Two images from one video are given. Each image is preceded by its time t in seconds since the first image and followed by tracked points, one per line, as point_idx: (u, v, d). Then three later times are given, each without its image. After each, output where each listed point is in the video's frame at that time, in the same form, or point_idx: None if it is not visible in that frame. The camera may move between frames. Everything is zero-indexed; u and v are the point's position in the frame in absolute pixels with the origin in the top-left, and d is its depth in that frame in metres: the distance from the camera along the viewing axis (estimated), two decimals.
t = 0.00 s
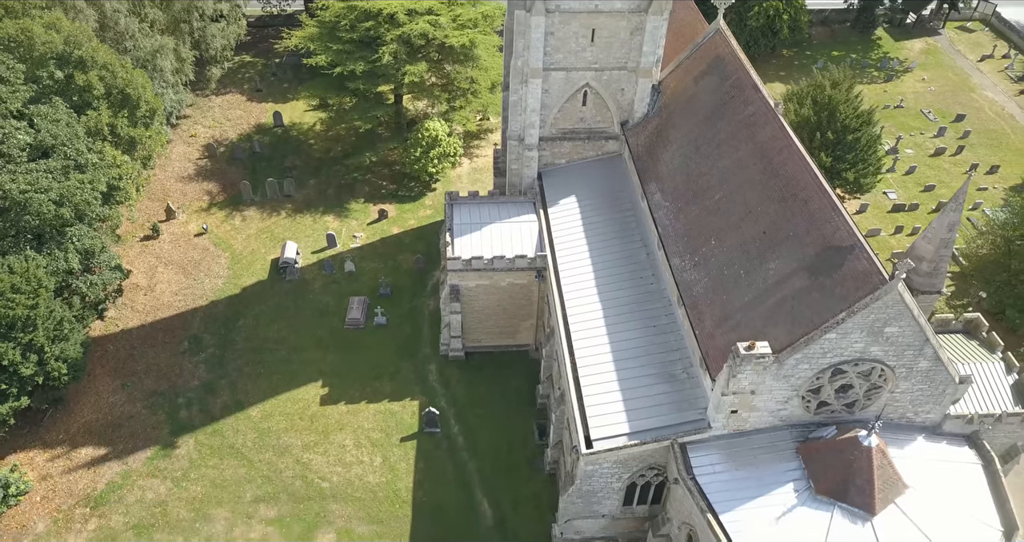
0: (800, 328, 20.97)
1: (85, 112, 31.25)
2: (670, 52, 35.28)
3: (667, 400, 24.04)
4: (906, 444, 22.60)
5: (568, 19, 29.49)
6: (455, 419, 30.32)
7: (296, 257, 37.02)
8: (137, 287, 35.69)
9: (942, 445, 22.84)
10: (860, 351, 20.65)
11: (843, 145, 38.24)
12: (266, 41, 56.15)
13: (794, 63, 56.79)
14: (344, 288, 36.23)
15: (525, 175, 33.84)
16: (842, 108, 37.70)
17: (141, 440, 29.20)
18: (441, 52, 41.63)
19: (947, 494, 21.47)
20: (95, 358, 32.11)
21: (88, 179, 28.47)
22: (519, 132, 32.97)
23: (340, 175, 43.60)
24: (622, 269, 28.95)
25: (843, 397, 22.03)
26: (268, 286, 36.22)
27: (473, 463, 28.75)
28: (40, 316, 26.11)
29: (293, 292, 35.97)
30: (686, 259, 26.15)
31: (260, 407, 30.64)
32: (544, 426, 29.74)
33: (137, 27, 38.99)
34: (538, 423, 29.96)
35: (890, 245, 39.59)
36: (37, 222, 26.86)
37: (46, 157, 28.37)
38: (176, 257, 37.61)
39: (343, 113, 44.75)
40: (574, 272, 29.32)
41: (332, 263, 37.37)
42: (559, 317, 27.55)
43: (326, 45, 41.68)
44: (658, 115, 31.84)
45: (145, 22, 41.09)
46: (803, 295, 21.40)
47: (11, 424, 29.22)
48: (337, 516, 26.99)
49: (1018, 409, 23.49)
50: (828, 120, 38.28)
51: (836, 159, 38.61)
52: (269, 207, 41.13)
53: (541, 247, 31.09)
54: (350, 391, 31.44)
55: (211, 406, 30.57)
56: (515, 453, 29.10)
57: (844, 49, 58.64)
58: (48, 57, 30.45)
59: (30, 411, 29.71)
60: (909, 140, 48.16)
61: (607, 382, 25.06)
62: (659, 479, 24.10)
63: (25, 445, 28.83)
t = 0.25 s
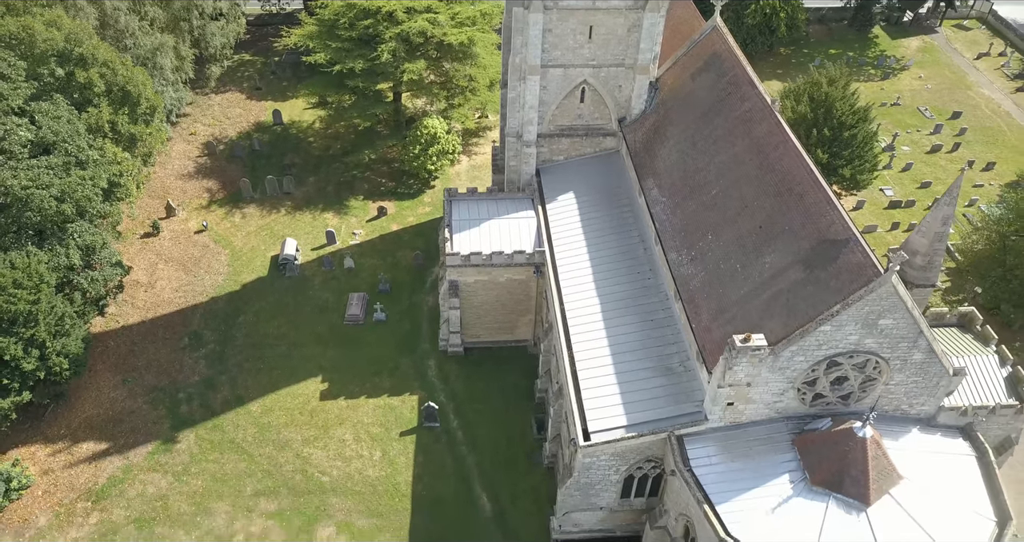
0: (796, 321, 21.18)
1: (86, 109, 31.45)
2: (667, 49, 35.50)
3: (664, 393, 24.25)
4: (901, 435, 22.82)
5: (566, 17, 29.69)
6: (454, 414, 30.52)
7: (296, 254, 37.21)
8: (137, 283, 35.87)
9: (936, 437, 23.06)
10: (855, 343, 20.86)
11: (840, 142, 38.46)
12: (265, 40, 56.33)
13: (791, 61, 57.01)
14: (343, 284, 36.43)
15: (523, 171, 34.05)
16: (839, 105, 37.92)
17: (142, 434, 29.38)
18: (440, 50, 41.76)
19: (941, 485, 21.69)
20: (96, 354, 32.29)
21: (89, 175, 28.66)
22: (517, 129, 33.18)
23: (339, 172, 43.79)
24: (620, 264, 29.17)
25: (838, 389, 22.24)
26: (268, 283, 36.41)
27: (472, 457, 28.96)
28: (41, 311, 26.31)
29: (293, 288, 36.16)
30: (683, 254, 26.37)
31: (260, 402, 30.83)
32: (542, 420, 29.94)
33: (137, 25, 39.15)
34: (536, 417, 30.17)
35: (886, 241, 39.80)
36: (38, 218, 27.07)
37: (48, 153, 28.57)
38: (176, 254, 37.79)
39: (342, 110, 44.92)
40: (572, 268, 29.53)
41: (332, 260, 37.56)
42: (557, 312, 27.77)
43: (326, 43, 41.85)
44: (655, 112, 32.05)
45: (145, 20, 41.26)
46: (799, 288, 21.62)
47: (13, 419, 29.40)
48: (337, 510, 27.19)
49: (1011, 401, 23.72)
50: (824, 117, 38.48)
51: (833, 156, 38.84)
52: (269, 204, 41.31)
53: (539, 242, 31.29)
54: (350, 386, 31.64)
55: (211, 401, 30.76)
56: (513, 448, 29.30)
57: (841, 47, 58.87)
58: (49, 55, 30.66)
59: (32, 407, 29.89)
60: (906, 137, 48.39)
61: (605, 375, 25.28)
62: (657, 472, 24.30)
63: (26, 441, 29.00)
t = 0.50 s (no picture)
0: (791, 314, 21.39)
1: (86, 105, 31.66)
2: (664, 46, 35.71)
3: (661, 386, 24.48)
4: (895, 427, 23.04)
5: (563, 14, 29.88)
6: (452, 408, 30.73)
7: (296, 251, 37.40)
8: (137, 280, 36.04)
9: (931, 429, 23.29)
10: (849, 336, 21.07)
11: (836, 139, 38.70)
12: (264, 39, 56.50)
13: (788, 59, 57.25)
14: (343, 281, 36.62)
15: (521, 168, 34.26)
16: (835, 102, 38.16)
17: (143, 429, 29.57)
18: (438, 48, 41.91)
19: (934, 476, 21.93)
20: (96, 350, 32.46)
21: (90, 171, 28.82)
22: (515, 125, 33.39)
23: (338, 170, 43.98)
24: (617, 259, 29.39)
25: (833, 381, 22.46)
26: (268, 279, 36.60)
27: (471, 451, 29.17)
28: (43, 306, 26.50)
29: (292, 285, 36.34)
30: (680, 249, 26.59)
31: (260, 398, 31.01)
32: (540, 415, 30.16)
33: (137, 23, 39.31)
34: (535, 412, 30.38)
35: (883, 238, 40.03)
36: (40, 214, 27.27)
37: (49, 150, 28.77)
38: (176, 251, 37.97)
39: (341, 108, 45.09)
40: (570, 263, 29.74)
41: (331, 257, 37.74)
42: (555, 307, 27.99)
43: (325, 41, 42.03)
44: (653, 109, 32.26)
45: (144, 18, 41.44)
46: (794, 281, 21.83)
47: (14, 414, 29.54)
48: (337, 503, 27.39)
49: (1005, 393, 23.97)
50: (821, 114, 38.70)
51: (829, 152, 39.08)
52: (268, 201, 41.49)
53: (537, 238, 31.50)
54: (349, 381, 31.83)
55: (211, 396, 30.95)
56: (511, 442, 29.50)
57: (838, 46, 59.11)
58: (50, 52, 30.88)
59: (33, 402, 30.06)
60: (902, 135, 48.64)
61: (603, 369, 25.50)
62: (654, 465, 24.50)
63: (27, 436, 29.17)
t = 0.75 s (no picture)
0: (787, 306, 21.59)
1: (87, 102, 31.89)
2: (661, 43, 35.95)
3: (659, 379, 24.70)
4: (890, 419, 23.26)
5: (561, 11, 30.08)
6: (452, 403, 30.94)
7: (295, 248, 37.58)
8: (138, 277, 36.23)
9: (925, 421, 23.51)
10: (844, 328, 21.27)
11: (833, 135, 38.96)
12: (263, 37, 56.68)
13: (785, 57, 57.48)
14: (342, 277, 36.82)
15: (519, 165, 34.48)
16: (831, 98, 38.38)
17: (144, 424, 29.77)
18: (437, 46, 42.07)
19: (928, 467, 22.15)
20: (97, 346, 32.64)
21: (91, 168, 29.00)
22: (514, 122, 33.62)
23: (337, 167, 44.17)
24: (615, 254, 29.60)
25: (829, 373, 22.68)
26: (268, 276, 36.78)
27: (470, 445, 29.38)
28: (44, 301, 26.64)
29: (292, 281, 36.52)
30: (677, 244, 26.80)
31: (260, 393, 31.21)
32: (539, 409, 30.39)
33: (137, 21, 39.47)
34: (533, 406, 30.60)
35: (879, 234, 40.26)
36: (41, 209, 27.44)
37: (50, 146, 28.97)
38: (176, 248, 38.14)
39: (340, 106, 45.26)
40: (568, 258, 29.95)
41: (330, 253, 37.94)
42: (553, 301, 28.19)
43: (324, 39, 42.21)
44: (650, 105, 32.47)
45: (144, 16, 41.61)
46: (789, 274, 22.04)
47: (16, 409, 29.71)
48: (337, 497, 27.58)
49: (998, 386, 24.22)
50: (817, 111, 38.90)
51: (826, 149, 39.33)
52: (268, 199, 41.67)
53: (535, 234, 31.71)
54: (349, 376, 32.03)
55: (212, 392, 31.14)
56: (510, 436, 29.72)
57: (835, 44, 59.33)
58: (51, 49, 31.12)
59: (35, 397, 30.25)
60: (899, 132, 48.88)
61: (600, 362, 25.72)
62: (651, 457, 24.71)
63: (29, 430, 29.35)
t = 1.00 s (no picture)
0: (782, 299, 21.81)
1: (88, 99, 32.13)
2: (658, 41, 36.19)
3: (655, 372, 24.93)
4: (885, 412, 23.49)
5: (559, 8, 30.29)
6: (450, 398, 31.15)
7: (295, 244, 37.77)
8: (138, 273, 36.41)
9: (919, 413, 23.75)
10: (839, 321, 21.48)
11: (829, 132, 39.20)
12: (262, 36, 56.88)
13: (783, 55, 57.74)
14: (341, 274, 37.01)
15: (517, 161, 34.69)
16: (827, 95, 38.61)
17: (145, 419, 29.96)
18: (435, 44, 42.27)
19: (922, 458, 22.38)
20: (98, 342, 32.82)
21: (92, 164, 29.19)
22: (512, 119, 33.84)
23: (336, 165, 44.36)
24: (612, 249, 29.82)
25: (824, 366, 22.89)
26: (267, 272, 36.98)
27: (468, 439, 29.59)
28: (46, 296, 26.83)
29: (292, 278, 36.71)
30: (673, 238, 27.02)
31: (260, 388, 31.40)
32: (537, 404, 30.59)
33: (137, 19, 39.66)
34: (531, 401, 30.81)
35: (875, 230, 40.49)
36: (42, 206, 27.63)
37: (51, 143, 29.18)
38: (176, 245, 38.33)
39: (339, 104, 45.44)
40: (565, 253, 30.16)
41: (330, 250, 38.14)
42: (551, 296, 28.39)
43: (323, 38, 42.40)
44: (647, 102, 32.70)
45: (144, 14, 41.80)
46: (784, 268, 22.27)
47: (17, 405, 29.90)
48: (337, 490, 27.79)
49: (992, 378, 24.47)
50: (814, 108, 39.13)
51: (822, 146, 39.56)
52: (267, 196, 41.86)
53: (533, 230, 31.92)
54: (348, 372, 32.24)
55: (212, 387, 31.34)
56: (509, 430, 29.93)
57: (832, 42, 59.60)
58: (52, 46, 31.34)
59: (36, 393, 30.43)
60: (895, 129, 49.13)
61: (598, 356, 25.93)
62: (648, 450, 24.92)
63: (30, 426, 29.53)
